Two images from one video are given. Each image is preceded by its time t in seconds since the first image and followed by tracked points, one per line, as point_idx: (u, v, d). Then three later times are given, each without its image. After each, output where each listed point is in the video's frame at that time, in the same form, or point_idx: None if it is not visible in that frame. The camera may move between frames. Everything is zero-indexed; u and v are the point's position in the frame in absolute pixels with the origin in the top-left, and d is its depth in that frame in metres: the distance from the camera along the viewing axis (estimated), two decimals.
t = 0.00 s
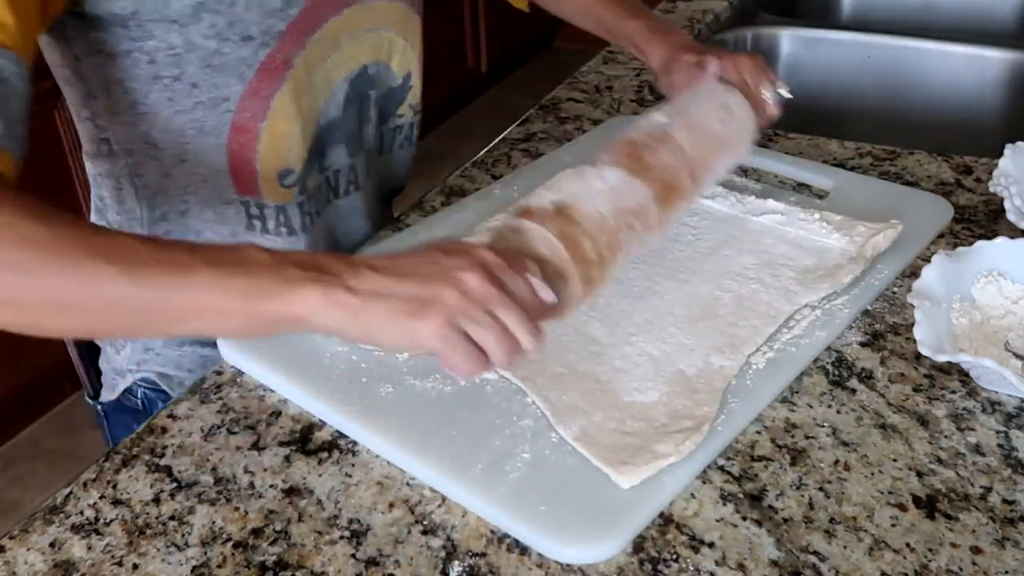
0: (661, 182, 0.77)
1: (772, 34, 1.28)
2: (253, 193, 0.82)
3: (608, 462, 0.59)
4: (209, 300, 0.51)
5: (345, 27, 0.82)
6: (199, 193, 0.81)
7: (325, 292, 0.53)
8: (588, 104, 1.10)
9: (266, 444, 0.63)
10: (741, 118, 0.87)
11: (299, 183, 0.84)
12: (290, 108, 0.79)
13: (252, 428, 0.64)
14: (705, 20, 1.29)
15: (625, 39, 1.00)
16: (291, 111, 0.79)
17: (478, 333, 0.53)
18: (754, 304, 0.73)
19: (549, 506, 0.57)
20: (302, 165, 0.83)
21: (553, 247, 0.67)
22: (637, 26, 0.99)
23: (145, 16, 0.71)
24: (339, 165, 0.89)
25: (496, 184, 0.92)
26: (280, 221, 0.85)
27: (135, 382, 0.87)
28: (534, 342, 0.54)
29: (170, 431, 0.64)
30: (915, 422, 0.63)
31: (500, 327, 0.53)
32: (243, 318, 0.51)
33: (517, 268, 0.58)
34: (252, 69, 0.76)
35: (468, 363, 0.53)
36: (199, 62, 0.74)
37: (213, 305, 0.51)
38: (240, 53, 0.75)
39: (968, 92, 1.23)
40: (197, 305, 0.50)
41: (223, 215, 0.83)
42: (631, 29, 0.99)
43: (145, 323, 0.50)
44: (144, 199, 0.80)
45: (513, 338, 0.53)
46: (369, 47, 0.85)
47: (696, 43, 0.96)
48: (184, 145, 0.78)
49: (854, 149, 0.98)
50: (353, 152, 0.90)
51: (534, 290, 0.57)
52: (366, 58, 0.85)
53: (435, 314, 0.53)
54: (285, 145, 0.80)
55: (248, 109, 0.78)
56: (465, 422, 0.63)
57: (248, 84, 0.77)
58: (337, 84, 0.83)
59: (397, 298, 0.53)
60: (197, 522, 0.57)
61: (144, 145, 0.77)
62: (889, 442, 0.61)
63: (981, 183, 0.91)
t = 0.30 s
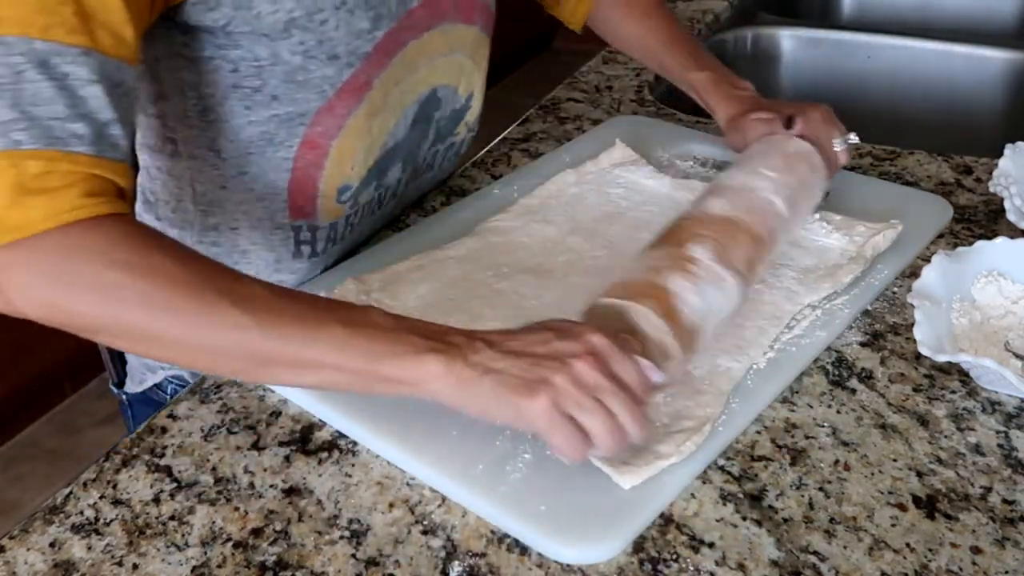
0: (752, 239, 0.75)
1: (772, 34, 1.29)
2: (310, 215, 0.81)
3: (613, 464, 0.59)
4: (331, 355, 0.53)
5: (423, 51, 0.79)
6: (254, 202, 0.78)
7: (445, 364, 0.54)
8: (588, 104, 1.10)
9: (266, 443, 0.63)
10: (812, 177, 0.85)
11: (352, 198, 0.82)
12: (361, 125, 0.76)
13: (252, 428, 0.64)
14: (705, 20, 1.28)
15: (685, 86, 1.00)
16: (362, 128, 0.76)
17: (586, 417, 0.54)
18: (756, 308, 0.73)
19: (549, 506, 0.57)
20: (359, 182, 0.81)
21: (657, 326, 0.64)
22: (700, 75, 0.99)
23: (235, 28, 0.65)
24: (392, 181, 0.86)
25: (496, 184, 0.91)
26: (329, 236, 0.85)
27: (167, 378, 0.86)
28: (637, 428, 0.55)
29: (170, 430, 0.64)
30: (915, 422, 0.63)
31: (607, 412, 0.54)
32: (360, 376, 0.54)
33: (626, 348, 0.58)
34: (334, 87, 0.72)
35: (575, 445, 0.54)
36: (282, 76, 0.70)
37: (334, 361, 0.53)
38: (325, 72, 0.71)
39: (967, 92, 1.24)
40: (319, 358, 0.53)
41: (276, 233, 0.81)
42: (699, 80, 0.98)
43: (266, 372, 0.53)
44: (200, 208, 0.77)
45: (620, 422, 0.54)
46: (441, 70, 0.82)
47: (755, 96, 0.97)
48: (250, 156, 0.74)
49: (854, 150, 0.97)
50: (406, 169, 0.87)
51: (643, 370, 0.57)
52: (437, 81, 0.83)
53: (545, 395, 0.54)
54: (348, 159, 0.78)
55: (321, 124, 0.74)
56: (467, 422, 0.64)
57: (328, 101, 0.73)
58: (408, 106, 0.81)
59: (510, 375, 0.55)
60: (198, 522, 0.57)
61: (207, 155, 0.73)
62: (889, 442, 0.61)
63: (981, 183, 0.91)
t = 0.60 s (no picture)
0: (862, 269, 0.72)
1: (772, 34, 1.28)
2: (334, 214, 0.80)
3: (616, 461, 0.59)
4: (454, 384, 0.51)
5: (453, 52, 0.80)
6: (285, 198, 0.77)
7: (572, 408, 0.51)
8: (588, 104, 1.10)
9: (266, 443, 0.63)
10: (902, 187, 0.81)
11: (364, 189, 0.82)
12: (390, 122, 0.78)
13: (252, 428, 0.65)
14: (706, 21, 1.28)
15: (753, 90, 0.98)
16: (390, 124, 0.78)
17: (738, 472, 0.50)
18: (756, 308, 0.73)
19: (552, 507, 0.57)
20: (372, 173, 0.81)
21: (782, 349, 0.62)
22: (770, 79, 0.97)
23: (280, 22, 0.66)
24: (402, 176, 0.86)
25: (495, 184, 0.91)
26: (341, 228, 0.83)
27: (178, 375, 0.86)
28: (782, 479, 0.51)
29: (170, 431, 0.64)
30: (915, 422, 0.63)
31: (759, 465, 0.50)
32: (483, 408, 0.51)
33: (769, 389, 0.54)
34: (370, 83, 0.73)
35: (727, 502, 0.50)
36: (320, 70, 0.70)
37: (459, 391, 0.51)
38: (362, 66, 0.72)
39: (969, 93, 1.23)
40: (442, 385, 0.51)
41: (302, 230, 0.79)
42: (770, 87, 0.97)
43: (383, 394, 0.51)
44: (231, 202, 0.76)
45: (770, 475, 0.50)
46: (466, 72, 0.84)
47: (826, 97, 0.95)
48: (284, 149, 0.74)
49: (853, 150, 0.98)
50: (418, 166, 0.87)
51: (787, 416, 0.53)
52: (461, 82, 0.85)
53: (696, 448, 0.50)
54: (373, 152, 0.79)
55: (357, 120, 0.75)
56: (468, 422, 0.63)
57: (364, 97, 0.74)
58: (432, 104, 0.82)
59: (650, 426, 0.51)
60: (198, 522, 0.57)
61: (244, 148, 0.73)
62: (889, 442, 0.61)
63: (981, 183, 0.91)
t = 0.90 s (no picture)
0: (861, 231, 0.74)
1: (772, 34, 1.29)
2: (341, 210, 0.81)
3: (659, 459, 0.59)
4: (496, 361, 0.52)
5: (460, 49, 0.80)
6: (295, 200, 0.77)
7: (619, 379, 0.52)
8: (588, 104, 1.10)
9: (266, 444, 0.63)
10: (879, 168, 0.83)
11: (366, 184, 0.82)
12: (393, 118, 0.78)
13: (252, 428, 0.65)
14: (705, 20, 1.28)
15: (726, 88, 0.99)
16: (393, 119, 0.78)
17: (791, 406, 0.51)
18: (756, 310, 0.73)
19: (606, 510, 0.56)
20: (375, 169, 0.81)
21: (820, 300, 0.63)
22: (739, 79, 0.98)
23: (293, 17, 0.67)
24: (405, 176, 0.86)
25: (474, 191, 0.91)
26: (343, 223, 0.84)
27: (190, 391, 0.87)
28: (831, 404, 0.52)
29: (170, 431, 0.64)
30: (916, 422, 0.63)
31: (807, 392, 0.51)
32: (527, 384, 0.52)
33: (804, 326, 0.55)
34: (382, 78, 0.74)
35: (783, 434, 0.50)
36: (331, 66, 0.71)
37: (501, 368, 0.52)
38: (374, 61, 0.73)
39: (968, 92, 1.23)
40: (486, 364, 0.52)
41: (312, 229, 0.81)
42: (738, 80, 0.97)
43: (426, 376, 0.52)
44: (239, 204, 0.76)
45: (822, 405, 0.51)
46: (472, 68, 0.84)
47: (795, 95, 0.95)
48: (295, 151, 0.74)
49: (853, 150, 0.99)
50: (421, 167, 0.88)
51: (825, 347, 0.55)
52: (467, 79, 0.85)
53: (743, 386, 0.50)
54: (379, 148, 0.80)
55: (367, 120, 0.76)
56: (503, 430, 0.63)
57: (375, 94, 0.74)
58: (437, 100, 0.82)
59: (695, 376, 0.52)
60: (197, 522, 0.57)
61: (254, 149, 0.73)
62: (890, 442, 0.61)
63: (981, 183, 0.91)
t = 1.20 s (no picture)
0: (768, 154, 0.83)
1: (772, 33, 1.28)
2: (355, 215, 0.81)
3: (710, 453, 0.59)
4: (429, 298, 0.57)
5: (481, 61, 0.81)
6: (322, 209, 0.78)
7: (545, 292, 0.59)
8: (588, 104, 1.10)
9: (266, 444, 0.63)
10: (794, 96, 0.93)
11: (381, 193, 0.82)
12: (416, 131, 0.78)
13: (252, 428, 0.65)
14: (705, 20, 1.29)
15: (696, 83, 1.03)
16: (415, 132, 0.78)
17: (696, 308, 0.58)
18: (759, 315, 0.73)
19: (669, 507, 0.56)
20: (391, 179, 0.81)
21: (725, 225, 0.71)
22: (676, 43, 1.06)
23: (328, 32, 0.66)
24: (415, 183, 0.87)
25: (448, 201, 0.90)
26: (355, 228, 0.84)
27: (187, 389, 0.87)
28: (728, 309, 0.60)
29: (170, 430, 0.64)
30: (915, 422, 0.63)
31: (706, 297, 0.59)
32: (461, 318, 0.58)
33: (703, 240, 0.63)
34: (411, 94, 0.74)
35: (686, 330, 0.57)
36: (364, 83, 0.71)
37: (438, 305, 0.58)
38: (405, 78, 0.72)
39: (968, 93, 1.23)
40: (421, 304, 0.57)
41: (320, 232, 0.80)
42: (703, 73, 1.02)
43: (366, 328, 0.57)
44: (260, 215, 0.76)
45: (719, 308, 0.59)
46: (489, 80, 0.85)
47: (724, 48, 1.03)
48: (321, 163, 0.75)
49: (853, 149, 0.99)
50: (429, 172, 0.88)
51: (718, 256, 0.63)
52: (483, 90, 0.85)
53: (653, 289, 0.58)
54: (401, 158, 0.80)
55: (393, 134, 0.75)
56: (541, 437, 0.62)
57: (404, 109, 0.74)
58: (456, 112, 0.82)
59: (610, 283, 0.59)
60: (197, 522, 0.57)
61: (281, 162, 0.73)
62: (890, 442, 0.61)
63: (981, 183, 0.91)
